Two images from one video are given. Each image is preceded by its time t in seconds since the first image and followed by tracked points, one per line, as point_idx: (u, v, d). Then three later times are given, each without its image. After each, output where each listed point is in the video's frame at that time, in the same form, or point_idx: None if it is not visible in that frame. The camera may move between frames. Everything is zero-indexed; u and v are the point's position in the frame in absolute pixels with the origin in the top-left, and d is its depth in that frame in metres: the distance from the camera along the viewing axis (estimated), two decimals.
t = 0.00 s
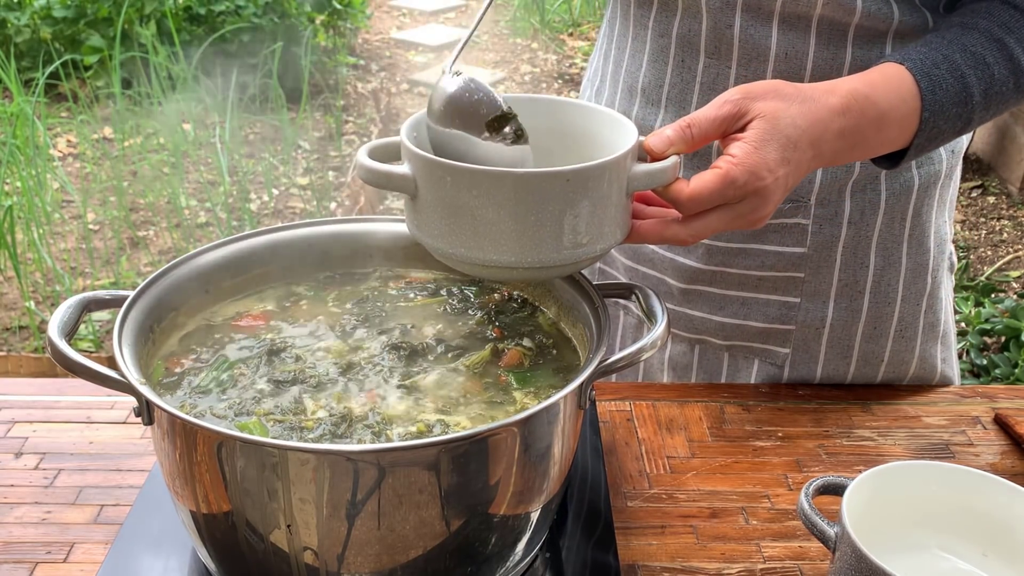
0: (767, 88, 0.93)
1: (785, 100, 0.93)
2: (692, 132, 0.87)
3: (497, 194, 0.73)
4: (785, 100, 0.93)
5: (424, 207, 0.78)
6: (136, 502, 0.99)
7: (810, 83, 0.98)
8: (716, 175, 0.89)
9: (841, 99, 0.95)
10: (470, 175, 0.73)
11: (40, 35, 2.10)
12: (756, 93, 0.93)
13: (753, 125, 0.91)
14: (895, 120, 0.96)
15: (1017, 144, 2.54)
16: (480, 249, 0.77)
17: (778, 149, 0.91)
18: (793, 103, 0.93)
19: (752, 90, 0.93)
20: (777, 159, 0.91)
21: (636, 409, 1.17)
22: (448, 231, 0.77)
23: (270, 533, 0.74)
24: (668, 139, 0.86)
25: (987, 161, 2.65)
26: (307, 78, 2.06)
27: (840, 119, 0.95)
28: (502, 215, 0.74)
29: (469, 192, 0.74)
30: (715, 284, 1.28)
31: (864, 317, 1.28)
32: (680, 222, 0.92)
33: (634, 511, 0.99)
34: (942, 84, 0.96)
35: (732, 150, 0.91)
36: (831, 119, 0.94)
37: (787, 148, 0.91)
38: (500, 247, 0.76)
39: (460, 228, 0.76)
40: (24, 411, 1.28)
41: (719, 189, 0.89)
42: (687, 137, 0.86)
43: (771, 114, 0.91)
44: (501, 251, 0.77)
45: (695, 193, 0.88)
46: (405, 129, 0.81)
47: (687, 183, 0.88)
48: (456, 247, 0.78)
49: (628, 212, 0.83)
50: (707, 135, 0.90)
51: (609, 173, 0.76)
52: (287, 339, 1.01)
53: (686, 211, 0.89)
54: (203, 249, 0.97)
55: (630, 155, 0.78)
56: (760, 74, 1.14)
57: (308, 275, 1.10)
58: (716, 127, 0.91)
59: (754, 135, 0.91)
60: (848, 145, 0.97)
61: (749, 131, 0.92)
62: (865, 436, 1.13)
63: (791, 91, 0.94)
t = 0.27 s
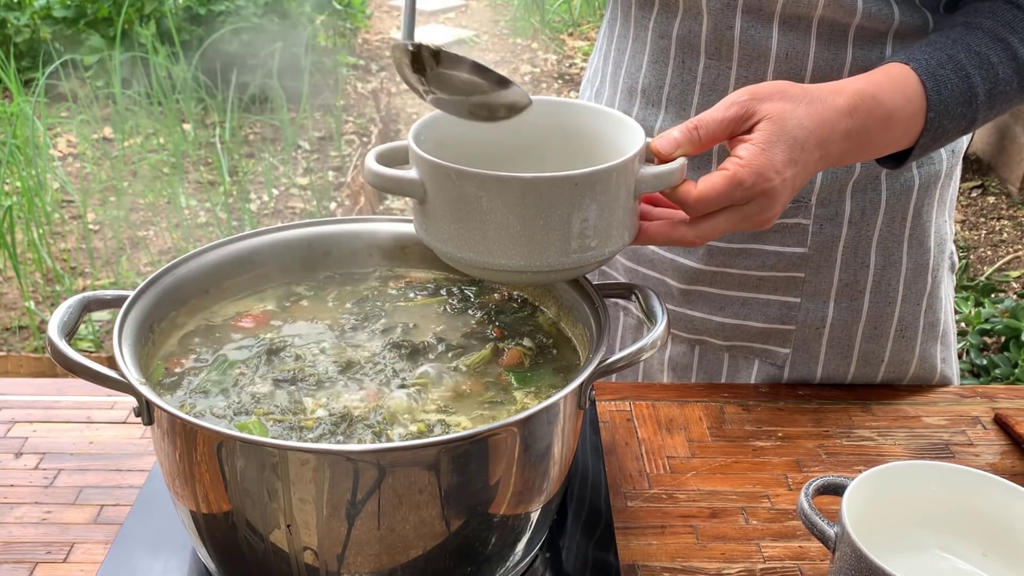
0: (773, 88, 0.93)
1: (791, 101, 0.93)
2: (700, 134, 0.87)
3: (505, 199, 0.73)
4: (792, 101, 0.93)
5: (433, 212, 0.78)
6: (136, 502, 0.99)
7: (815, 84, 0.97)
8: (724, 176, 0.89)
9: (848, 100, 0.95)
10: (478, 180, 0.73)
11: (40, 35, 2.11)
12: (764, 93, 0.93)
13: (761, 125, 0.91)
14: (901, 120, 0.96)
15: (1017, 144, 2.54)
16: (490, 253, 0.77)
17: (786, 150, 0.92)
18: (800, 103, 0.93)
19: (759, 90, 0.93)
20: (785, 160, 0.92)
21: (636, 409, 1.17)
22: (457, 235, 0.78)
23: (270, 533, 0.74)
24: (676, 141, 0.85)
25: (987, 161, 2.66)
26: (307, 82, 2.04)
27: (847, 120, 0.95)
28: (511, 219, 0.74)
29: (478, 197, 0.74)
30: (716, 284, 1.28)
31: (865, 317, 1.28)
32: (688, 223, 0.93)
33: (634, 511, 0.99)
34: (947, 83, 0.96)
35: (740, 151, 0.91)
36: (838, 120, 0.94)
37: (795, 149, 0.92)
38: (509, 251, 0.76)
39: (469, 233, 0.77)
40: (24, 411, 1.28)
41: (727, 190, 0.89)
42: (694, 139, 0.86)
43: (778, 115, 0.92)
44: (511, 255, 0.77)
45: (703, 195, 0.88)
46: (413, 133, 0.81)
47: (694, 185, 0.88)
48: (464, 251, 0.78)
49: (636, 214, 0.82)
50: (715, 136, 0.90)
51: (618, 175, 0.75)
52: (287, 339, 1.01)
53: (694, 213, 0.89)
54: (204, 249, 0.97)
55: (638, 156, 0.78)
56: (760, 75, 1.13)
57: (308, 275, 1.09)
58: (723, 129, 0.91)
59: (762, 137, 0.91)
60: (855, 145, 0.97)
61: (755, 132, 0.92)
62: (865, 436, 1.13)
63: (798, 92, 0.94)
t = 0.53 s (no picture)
0: (803, 79, 0.93)
1: (823, 91, 0.93)
2: (733, 124, 0.87)
3: (545, 191, 0.73)
4: (823, 92, 0.93)
5: (469, 206, 0.78)
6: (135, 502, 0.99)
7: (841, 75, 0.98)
8: (758, 166, 0.89)
9: (877, 90, 0.95)
10: (518, 172, 0.73)
11: (40, 35, 2.10)
12: (795, 84, 0.93)
13: (793, 116, 0.91)
14: (928, 109, 0.97)
15: (1016, 144, 2.55)
16: (529, 245, 0.77)
17: (818, 140, 0.91)
18: (830, 93, 0.93)
19: (789, 80, 0.93)
20: (817, 150, 0.92)
21: (636, 409, 1.17)
22: (494, 228, 0.78)
23: (270, 533, 0.74)
24: (708, 132, 0.85)
25: (987, 161, 2.67)
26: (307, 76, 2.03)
27: (876, 109, 0.95)
28: (551, 210, 0.74)
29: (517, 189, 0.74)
30: (716, 287, 1.28)
31: (866, 317, 1.28)
32: (720, 214, 0.92)
33: (634, 511, 0.99)
34: (972, 73, 0.98)
35: (772, 142, 0.91)
36: (868, 110, 0.95)
37: (826, 140, 0.92)
38: (546, 243, 0.76)
39: (508, 226, 0.77)
40: (24, 411, 1.28)
41: (761, 180, 0.89)
42: (727, 129, 0.86)
43: (810, 105, 0.91)
44: (550, 247, 0.77)
45: (737, 184, 0.88)
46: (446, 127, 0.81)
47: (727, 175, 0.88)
48: (503, 244, 0.78)
49: (670, 205, 0.82)
50: (747, 127, 0.89)
51: (655, 166, 0.75)
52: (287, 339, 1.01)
53: (728, 202, 0.89)
54: (204, 249, 0.96)
55: (673, 147, 0.78)
56: (761, 77, 1.14)
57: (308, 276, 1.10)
58: (756, 119, 0.90)
59: (794, 127, 0.91)
60: (883, 135, 0.98)
61: (788, 122, 0.91)
62: (865, 436, 1.13)
63: (829, 83, 0.94)
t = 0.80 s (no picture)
0: (830, 74, 0.93)
1: (849, 87, 0.93)
2: (761, 122, 0.87)
3: (583, 189, 0.74)
4: (850, 87, 0.93)
5: (507, 205, 0.79)
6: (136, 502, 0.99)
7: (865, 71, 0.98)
8: (786, 162, 0.90)
9: (902, 86, 0.95)
10: (556, 170, 0.74)
11: (40, 35, 2.07)
12: (821, 80, 0.92)
13: (820, 112, 0.91)
14: (950, 102, 0.98)
15: (1016, 143, 2.55)
16: (566, 243, 0.78)
17: (846, 136, 0.91)
18: (857, 89, 0.93)
19: (817, 76, 0.93)
20: (845, 146, 0.91)
21: (636, 409, 1.17)
22: (531, 226, 0.78)
23: (270, 533, 0.74)
24: (737, 129, 0.86)
25: (987, 161, 2.67)
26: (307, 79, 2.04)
27: (902, 104, 0.95)
28: (590, 208, 0.75)
29: (556, 188, 0.75)
30: (723, 291, 1.28)
31: (871, 317, 1.28)
32: (750, 207, 0.93)
33: (634, 511, 0.99)
34: (992, 66, 0.99)
35: (800, 138, 0.91)
36: (893, 104, 0.94)
37: (854, 135, 0.91)
38: (583, 241, 0.77)
39: (545, 224, 0.77)
40: (24, 411, 1.28)
41: (789, 176, 0.89)
42: (755, 126, 0.86)
43: (836, 102, 0.91)
44: (587, 245, 0.78)
45: (766, 179, 0.89)
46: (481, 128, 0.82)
47: (756, 171, 0.89)
48: (540, 242, 0.79)
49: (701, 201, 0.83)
50: (776, 124, 0.89)
51: (688, 162, 0.76)
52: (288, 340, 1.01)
53: (757, 197, 0.90)
54: (201, 249, 0.97)
55: (705, 144, 0.79)
56: (768, 81, 1.14)
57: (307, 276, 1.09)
58: (784, 116, 0.90)
59: (821, 123, 0.91)
60: (907, 129, 0.98)
61: (815, 118, 0.91)
62: (865, 436, 1.13)
63: (854, 79, 0.93)
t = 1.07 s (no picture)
0: (836, 73, 0.94)
1: (855, 86, 0.93)
2: (768, 119, 0.87)
3: (592, 184, 0.74)
4: (856, 87, 0.93)
5: (515, 199, 0.79)
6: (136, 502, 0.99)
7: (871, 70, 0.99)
8: (792, 160, 0.90)
9: (908, 85, 0.96)
10: (565, 165, 0.74)
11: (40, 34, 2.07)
12: (828, 79, 0.93)
13: (827, 111, 0.91)
14: (955, 101, 0.99)
15: (1016, 144, 2.54)
16: (574, 238, 0.78)
17: (851, 135, 0.92)
18: (863, 88, 0.94)
19: (823, 75, 0.93)
20: (850, 145, 0.92)
21: (636, 410, 1.17)
22: (539, 220, 0.79)
23: (270, 533, 0.74)
24: (744, 126, 0.85)
25: (987, 161, 2.66)
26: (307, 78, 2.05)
27: (908, 103, 0.96)
28: (598, 203, 0.76)
29: (565, 182, 0.75)
30: (725, 292, 1.28)
31: (873, 318, 1.28)
32: (757, 204, 0.92)
33: (634, 511, 0.99)
34: (998, 66, 1.00)
35: (806, 136, 0.91)
36: (899, 104, 0.95)
37: (860, 134, 0.92)
38: (590, 235, 0.77)
39: (553, 218, 0.78)
40: (24, 411, 1.28)
41: (796, 174, 0.90)
42: (762, 124, 0.86)
43: (843, 101, 0.92)
44: (595, 239, 0.78)
45: (772, 176, 0.89)
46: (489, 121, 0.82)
47: (762, 168, 0.89)
48: (548, 236, 0.79)
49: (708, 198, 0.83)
50: (782, 122, 0.89)
51: (697, 159, 0.77)
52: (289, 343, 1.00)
53: (762, 194, 0.90)
54: (204, 248, 0.97)
55: (713, 141, 0.79)
56: (772, 82, 1.14)
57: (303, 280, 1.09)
58: (791, 113, 0.90)
59: (828, 122, 0.91)
60: (914, 128, 0.99)
61: (822, 116, 0.92)
62: (865, 436, 1.13)
63: (860, 79, 0.94)
